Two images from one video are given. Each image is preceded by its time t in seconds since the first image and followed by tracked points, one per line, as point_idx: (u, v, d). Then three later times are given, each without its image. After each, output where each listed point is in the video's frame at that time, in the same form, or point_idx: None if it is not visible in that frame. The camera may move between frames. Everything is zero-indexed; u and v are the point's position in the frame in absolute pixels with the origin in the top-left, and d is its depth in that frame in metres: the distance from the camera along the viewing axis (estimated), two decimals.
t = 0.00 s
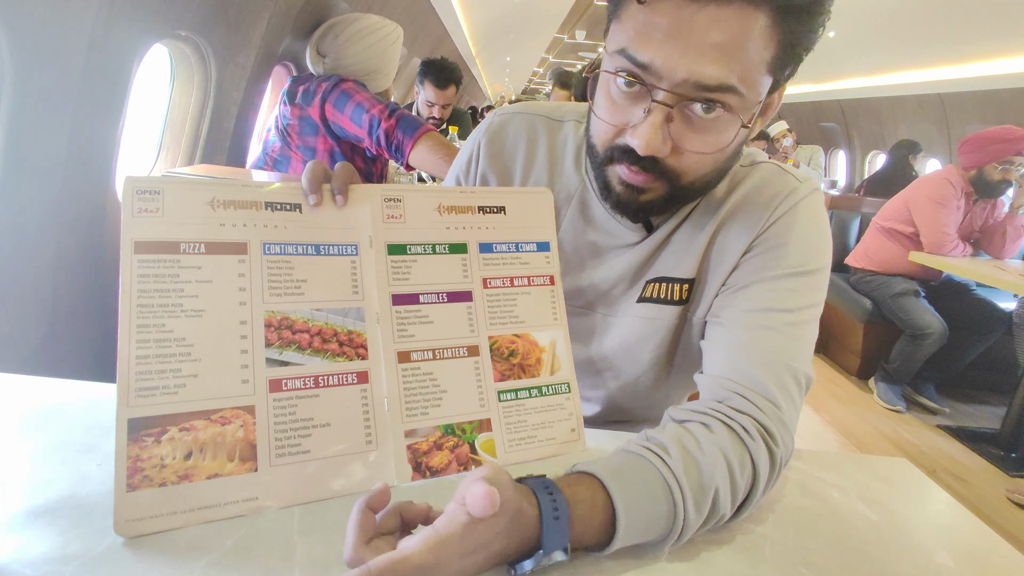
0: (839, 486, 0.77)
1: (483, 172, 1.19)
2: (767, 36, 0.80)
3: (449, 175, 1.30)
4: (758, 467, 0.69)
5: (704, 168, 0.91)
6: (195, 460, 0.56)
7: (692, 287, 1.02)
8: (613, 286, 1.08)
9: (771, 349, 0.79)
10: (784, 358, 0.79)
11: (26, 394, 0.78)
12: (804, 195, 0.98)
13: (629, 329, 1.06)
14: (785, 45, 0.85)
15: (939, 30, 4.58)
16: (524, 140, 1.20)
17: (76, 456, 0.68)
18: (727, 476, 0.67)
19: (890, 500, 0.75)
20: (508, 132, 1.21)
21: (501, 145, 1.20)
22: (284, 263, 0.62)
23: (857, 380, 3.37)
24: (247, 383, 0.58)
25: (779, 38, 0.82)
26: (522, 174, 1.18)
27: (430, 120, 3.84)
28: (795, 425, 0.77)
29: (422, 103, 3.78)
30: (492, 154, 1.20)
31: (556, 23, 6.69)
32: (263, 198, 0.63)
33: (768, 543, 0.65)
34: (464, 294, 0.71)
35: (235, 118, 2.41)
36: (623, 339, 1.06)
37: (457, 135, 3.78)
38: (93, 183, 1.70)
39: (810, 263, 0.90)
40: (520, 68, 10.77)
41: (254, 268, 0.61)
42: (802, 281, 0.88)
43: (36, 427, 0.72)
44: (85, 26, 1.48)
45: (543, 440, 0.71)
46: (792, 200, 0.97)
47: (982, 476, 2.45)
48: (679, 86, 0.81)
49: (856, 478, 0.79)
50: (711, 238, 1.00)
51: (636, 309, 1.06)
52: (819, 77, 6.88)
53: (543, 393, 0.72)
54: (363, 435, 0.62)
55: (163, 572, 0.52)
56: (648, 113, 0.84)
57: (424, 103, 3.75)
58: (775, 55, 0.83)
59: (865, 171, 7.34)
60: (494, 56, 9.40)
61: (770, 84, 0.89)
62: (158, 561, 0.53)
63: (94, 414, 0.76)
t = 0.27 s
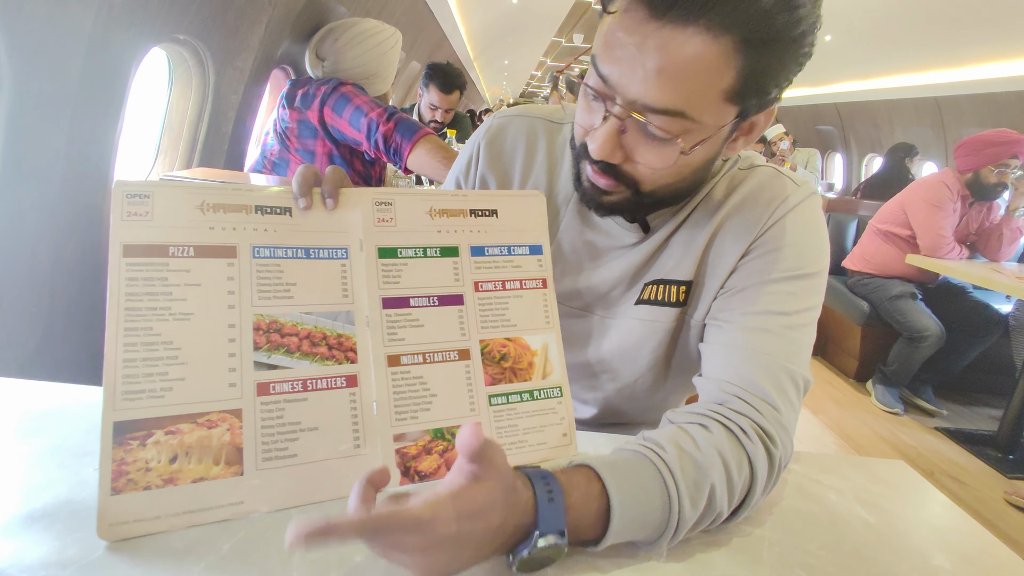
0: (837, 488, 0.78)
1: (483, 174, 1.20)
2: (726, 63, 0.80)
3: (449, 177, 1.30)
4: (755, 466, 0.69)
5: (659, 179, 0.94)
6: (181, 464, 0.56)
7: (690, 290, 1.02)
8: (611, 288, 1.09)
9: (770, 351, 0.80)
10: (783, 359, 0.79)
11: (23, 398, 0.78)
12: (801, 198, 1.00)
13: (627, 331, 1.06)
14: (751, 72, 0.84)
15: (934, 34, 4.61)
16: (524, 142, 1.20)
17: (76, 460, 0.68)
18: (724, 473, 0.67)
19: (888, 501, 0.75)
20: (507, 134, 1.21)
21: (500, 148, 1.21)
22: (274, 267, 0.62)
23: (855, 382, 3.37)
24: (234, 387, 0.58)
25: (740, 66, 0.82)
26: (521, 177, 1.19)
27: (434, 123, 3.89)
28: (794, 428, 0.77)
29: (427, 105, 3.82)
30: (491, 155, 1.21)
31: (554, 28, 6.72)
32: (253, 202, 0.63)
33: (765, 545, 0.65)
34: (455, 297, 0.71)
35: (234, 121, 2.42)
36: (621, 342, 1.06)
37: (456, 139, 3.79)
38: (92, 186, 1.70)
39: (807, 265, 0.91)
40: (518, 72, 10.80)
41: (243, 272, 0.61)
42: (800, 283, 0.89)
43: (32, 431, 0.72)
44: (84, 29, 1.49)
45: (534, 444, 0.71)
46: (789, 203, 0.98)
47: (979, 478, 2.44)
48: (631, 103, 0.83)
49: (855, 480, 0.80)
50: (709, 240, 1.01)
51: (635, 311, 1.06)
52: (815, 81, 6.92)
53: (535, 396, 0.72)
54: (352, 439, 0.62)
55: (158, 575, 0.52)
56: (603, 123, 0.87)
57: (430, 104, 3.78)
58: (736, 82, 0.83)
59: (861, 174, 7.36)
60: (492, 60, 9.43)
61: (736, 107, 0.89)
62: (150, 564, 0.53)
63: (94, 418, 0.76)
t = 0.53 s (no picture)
0: (835, 493, 0.79)
1: (479, 178, 1.19)
2: (693, 74, 0.81)
3: (445, 182, 1.30)
4: (784, 445, 0.73)
5: (629, 184, 0.94)
6: (134, 474, 0.56)
7: (693, 292, 1.03)
8: (609, 290, 1.08)
9: (794, 355, 0.83)
10: (807, 360, 0.82)
11: (13, 401, 0.78)
12: (797, 199, 1.01)
13: (629, 334, 1.06)
14: (718, 87, 0.85)
15: (932, 38, 4.63)
16: (521, 145, 1.20)
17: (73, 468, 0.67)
18: (743, 438, 0.73)
19: (884, 504, 0.75)
20: (504, 137, 1.21)
21: (498, 151, 1.21)
22: (237, 275, 0.62)
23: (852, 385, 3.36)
24: (193, 395, 0.58)
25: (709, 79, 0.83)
26: (518, 181, 1.18)
27: (437, 127, 3.90)
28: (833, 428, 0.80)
29: (430, 108, 3.83)
30: (490, 159, 1.20)
31: (552, 31, 6.73)
32: (217, 210, 0.63)
33: (764, 548, 0.65)
34: (425, 305, 0.70)
35: (232, 124, 2.42)
36: (622, 345, 1.06)
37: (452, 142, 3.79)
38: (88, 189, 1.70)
39: (813, 265, 0.93)
40: (517, 75, 10.81)
41: (205, 279, 0.61)
42: (808, 283, 0.91)
43: (31, 435, 0.72)
44: (83, 32, 1.49)
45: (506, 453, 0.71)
46: (787, 204, 1.00)
47: (978, 480, 2.40)
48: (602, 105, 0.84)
49: (854, 486, 0.80)
50: (712, 241, 1.02)
51: (637, 313, 1.06)
52: (813, 84, 6.93)
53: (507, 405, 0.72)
54: (315, 448, 0.61)
55: None
56: (576, 123, 0.88)
57: (434, 108, 3.80)
58: (705, 94, 0.85)
59: (859, 177, 7.36)
60: (491, 63, 9.44)
61: (706, 119, 0.90)
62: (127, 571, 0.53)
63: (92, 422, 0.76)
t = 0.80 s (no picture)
0: (833, 494, 0.78)
1: (478, 181, 1.19)
2: (691, 77, 0.81)
3: (443, 184, 1.29)
4: (758, 428, 0.74)
5: (625, 184, 0.94)
6: (117, 481, 0.55)
7: (693, 295, 1.03)
8: (608, 294, 1.08)
9: (787, 355, 0.82)
10: (800, 362, 0.82)
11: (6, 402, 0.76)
12: (795, 202, 1.01)
13: (628, 336, 1.06)
14: (713, 91, 0.85)
15: (929, 41, 4.65)
16: (520, 148, 1.20)
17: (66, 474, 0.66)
18: (721, 411, 0.75)
19: (882, 504, 0.75)
20: (503, 140, 1.20)
21: (497, 153, 1.20)
22: (224, 279, 0.61)
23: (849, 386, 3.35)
24: (179, 401, 0.57)
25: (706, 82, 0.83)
26: (518, 184, 1.18)
27: (435, 129, 3.89)
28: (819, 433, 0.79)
29: (429, 110, 3.83)
30: (488, 161, 1.19)
31: (550, 33, 6.74)
32: (204, 213, 0.62)
33: (761, 548, 0.65)
34: (416, 308, 0.70)
35: (229, 125, 2.41)
36: (621, 347, 1.06)
37: (450, 144, 3.78)
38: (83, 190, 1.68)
39: (808, 266, 0.93)
40: (514, 77, 10.82)
41: (192, 283, 0.60)
42: (804, 285, 0.91)
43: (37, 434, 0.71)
44: (81, 32, 1.48)
45: (499, 458, 0.70)
46: (787, 206, 1.00)
47: (976, 481, 2.39)
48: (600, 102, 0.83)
49: (851, 486, 0.80)
50: (711, 244, 1.01)
51: (636, 316, 1.06)
52: (810, 87, 6.95)
53: (499, 409, 0.72)
54: (304, 454, 0.61)
55: None
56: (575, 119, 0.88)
57: (433, 110, 3.80)
58: (702, 96, 0.84)
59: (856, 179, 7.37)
60: (489, 66, 9.45)
61: (703, 123, 0.89)
62: None
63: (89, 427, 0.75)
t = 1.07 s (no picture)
0: (831, 495, 0.78)
1: (481, 180, 1.19)
2: (701, 84, 0.82)
3: (444, 183, 1.30)
4: (748, 429, 0.74)
5: (634, 187, 0.95)
6: (116, 481, 0.55)
7: (693, 296, 1.03)
8: (607, 295, 1.09)
9: (780, 356, 0.83)
10: (793, 363, 0.82)
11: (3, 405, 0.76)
12: (796, 207, 1.02)
13: (627, 337, 1.07)
14: (723, 98, 0.86)
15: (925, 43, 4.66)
16: (523, 148, 1.20)
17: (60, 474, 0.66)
18: (711, 413, 0.75)
19: (878, 505, 0.76)
20: (506, 139, 1.21)
21: (499, 153, 1.21)
22: (226, 280, 0.62)
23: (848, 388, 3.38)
24: (179, 402, 0.57)
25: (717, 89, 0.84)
26: (519, 184, 1.18)
27: (433, 131, 3.90)
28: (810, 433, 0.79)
29: (427, 112, 3.83)
30: (490, 161, 1.20)
31: (548, 35, 6.74)
32: (207, 213, 0.62)
33: (759, 549, 0.65)
34: (416, 310, 0.70)
35: (227, 127, 2.41)
36: (621, 347, 1.07)
37: (448, 146, 3.78)
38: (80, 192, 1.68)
39: (805, 271, 0.94)
40: (512, 79, 10.82)
41: (193, 284, 0.60)
42: (802, 288, 0.92)
43: (25, 438, 0.70)
44: (77, 35, 1.48)
45: (498, 461, 0.70)
46: (787, 211, 1.00)
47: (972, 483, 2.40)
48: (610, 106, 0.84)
49: (848, 487, 0.80)
50: (711, 246, 1.02)
51: (635, 316, 1.06)
52: (807, 89, 6.97)
53: (499, 411, 0.72)
54: (302, 456, 0.61)
55: None
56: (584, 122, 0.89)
57: (431, 112, 3.80)
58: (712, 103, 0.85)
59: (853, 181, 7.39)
60: (487, 67, 9.45)
61: (711, 128, 0.90)
62: None
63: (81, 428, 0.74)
